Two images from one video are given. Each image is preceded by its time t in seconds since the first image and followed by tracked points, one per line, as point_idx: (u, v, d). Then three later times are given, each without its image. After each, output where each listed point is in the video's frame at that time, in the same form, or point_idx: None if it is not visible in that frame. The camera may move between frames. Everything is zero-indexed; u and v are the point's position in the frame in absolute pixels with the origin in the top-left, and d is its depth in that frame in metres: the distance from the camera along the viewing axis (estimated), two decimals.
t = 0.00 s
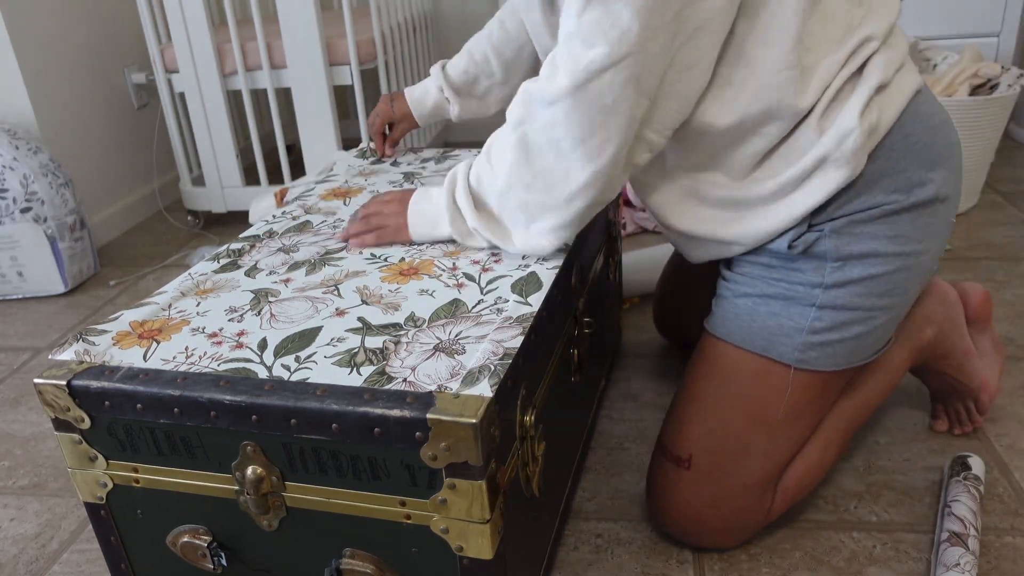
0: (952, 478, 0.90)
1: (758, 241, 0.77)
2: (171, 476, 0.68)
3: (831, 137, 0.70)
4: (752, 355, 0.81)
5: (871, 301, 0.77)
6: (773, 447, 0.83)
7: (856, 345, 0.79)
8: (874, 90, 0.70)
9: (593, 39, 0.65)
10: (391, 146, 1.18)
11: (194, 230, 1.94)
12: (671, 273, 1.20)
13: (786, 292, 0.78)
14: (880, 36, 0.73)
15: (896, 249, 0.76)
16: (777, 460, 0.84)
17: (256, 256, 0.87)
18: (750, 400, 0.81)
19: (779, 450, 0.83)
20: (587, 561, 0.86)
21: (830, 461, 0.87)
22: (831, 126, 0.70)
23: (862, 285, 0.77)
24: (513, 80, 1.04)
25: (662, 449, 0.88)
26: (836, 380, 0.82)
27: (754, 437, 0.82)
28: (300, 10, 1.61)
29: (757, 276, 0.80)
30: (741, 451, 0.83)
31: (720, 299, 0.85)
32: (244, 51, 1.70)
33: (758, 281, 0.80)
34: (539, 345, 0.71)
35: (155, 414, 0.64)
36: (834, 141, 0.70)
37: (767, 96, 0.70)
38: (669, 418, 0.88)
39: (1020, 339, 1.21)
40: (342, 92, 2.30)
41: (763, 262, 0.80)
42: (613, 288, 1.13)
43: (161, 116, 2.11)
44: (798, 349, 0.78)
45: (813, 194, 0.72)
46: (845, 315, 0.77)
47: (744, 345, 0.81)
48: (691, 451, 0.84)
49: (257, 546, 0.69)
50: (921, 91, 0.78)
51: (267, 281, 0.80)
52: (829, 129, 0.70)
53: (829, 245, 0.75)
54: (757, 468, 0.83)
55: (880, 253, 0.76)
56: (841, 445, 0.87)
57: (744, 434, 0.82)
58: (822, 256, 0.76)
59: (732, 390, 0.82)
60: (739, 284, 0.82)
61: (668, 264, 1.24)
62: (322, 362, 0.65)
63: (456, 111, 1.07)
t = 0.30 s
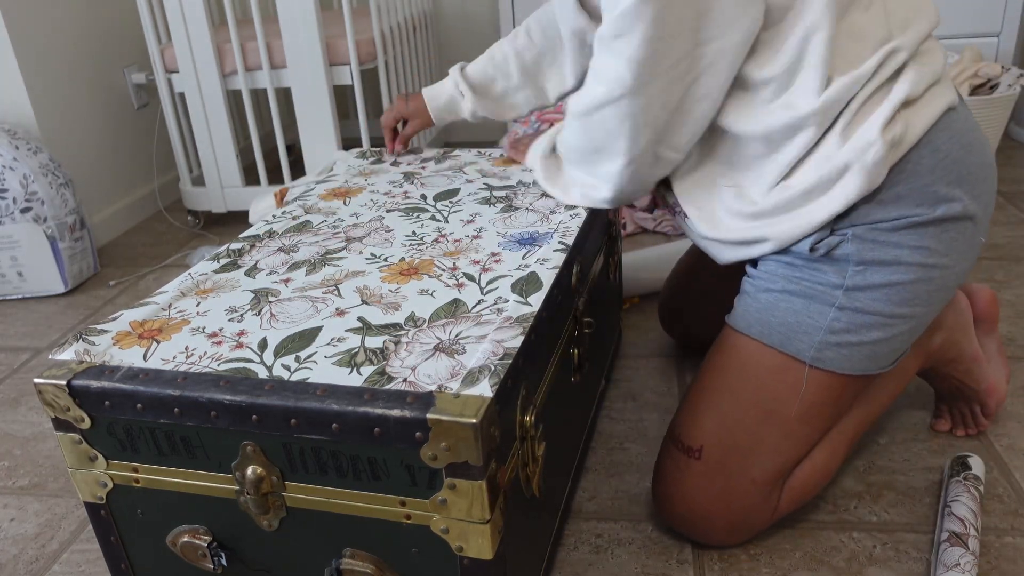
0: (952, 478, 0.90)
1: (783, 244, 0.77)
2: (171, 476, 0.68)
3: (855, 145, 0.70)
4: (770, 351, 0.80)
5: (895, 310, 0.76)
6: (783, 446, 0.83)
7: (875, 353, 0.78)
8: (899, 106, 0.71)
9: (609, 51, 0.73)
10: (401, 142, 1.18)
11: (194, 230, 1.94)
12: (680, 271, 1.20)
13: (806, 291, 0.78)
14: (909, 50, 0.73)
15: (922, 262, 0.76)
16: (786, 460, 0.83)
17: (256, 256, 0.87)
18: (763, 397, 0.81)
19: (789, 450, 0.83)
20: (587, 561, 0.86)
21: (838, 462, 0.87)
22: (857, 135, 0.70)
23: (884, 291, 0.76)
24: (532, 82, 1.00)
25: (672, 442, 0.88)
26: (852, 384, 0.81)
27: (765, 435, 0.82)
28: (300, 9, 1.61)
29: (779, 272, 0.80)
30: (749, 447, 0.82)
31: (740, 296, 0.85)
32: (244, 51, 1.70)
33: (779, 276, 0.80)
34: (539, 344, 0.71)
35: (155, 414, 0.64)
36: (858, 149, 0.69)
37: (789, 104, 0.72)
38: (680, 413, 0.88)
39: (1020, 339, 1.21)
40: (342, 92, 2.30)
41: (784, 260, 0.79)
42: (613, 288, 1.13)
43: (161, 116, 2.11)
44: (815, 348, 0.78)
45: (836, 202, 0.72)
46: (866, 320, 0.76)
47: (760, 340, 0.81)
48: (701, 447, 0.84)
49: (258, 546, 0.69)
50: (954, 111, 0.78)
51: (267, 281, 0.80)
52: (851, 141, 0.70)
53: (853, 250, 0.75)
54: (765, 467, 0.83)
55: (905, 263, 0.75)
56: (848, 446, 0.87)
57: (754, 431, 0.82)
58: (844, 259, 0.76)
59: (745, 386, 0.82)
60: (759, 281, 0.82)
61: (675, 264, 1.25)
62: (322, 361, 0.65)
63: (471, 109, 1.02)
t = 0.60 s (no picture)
0: (952, 478, 0.90)
1: (806, 248, 0.78)
2: (171, 476, 0.68)
3: (886, 155, 0.71)
4: (784, 349, 0.80)
5: (915, 322, 0.77)
6: (790, 448, 0.82)
7: (891, 363, 0.78)
8: (932, 120, 0.72)
9: (634, 44, 0.74)
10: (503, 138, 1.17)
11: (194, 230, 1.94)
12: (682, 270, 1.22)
13: (826, 295, 0.78)
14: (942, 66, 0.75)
15: (945, 276, 0.76)
16: (792, 463, 0.83)
17: (256, 256, 0.87)
18: (775, 396, 0.81)
19: (796, 453, 0.83)
20: (588, 561, 0.86)
21: (843, 467, 0.87)
22: (887, 146, 0.72)
23: (904, 301, 0.76)
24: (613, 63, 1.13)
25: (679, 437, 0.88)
26: (865, 393, 0.81)
27: (772, 433, 0.82)
28: (300, 9, 1.61)
29: (798, 275, 0.80)
30: (755, 445, 0.82)
31: (756, 298, 0.85)
32: (244, 51, 1.70)
33: (799, 279, 0.80)
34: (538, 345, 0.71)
35: (155, 414, 0.64)
36: (888, 159, 0.71)
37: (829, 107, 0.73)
38: (688, 409, 0.88)
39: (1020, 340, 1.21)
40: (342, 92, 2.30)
41: (805, 265, 0.80)
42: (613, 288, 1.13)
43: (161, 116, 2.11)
44: (830, 352, 0.78)
45: (861, 211, 0.74)
46: (884, 329, 0.77)
47: (775, 339, 0.81)
48: (707, 442, 0.84)
49: (257, 546, 0.69)
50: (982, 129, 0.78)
51: (267, 281, 0.80)
52: (883, 152, 0.72)
53: (876, 258, 0.75)
54: (769, 466, 0.83)
55: (928, 277, 0.76)
56: (855, 452, 0.87)
57: (763, 430, 0.82)
58: (866, 267, 0.76)
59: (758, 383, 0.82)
60: (778, 283, 0.82)
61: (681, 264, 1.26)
62: (322, 362, 0.65)
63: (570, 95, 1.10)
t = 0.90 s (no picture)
0: (953, 478, 0.90)
1: (806, 252, 0.78)
2: (171, 476, 0.68)
3: (881, 161, 0.71)
4: (787, 347, 0.80)
5: (918, 321, 0.76)
6: (794, 446, 0.82)
7: (893, 362, 0.78)
8: (926, 124, 0.72)
9: (622, 63, 0.76)
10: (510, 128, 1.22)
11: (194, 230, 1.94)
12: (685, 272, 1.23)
13: (829, 293, 0.78)
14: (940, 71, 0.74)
15: (948, 276, 0.76)
16: (795, 461, 0.83)
17: (256, 256, 0.87)
18: (779, 393, 0.81)
19: (799, 450, 0.83)
20: (588, 561, 0.86)
21: (845, 466, 0.87)
22: (883, 150, 0.72)
23: (907, 300, 0.76)
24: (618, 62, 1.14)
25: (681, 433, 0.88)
26: (868, 391, 0.81)
27: (774, 430, 0.82)
28: (300, 9, 1.61)
29: (801, 274, 0.80)
30: (757, 442, 0.82)
31: (761, 295, 0.85)
32: (244, 51, 1.70)
33: (801, 278, 0.80)
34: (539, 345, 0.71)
35: (155, 414, 0.64)
36: (881, 164, 0.71)
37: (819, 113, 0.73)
38: (691, 406, 0.88)
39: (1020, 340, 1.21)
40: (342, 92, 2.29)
41: (809, 264, 0.80)
42: (613, 287, 1.13)
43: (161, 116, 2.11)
44: (833, 350, 0.78)
45: (858, 215, 0.74)
46: (887, 328, 0.76)
47: (779, 335, 0.81)
48: (710, 439, 0.84)
49: (257, 546, 0.69)
50: (981, 130, 0.78)
51: (267, 281, 0.80)
52: (879, 156, 0.71)
53: (877, 258, 0.76)
54: (771, 464, 0.83)
55: (930, 276, 0.76)
56: (857, 451, 0.87)
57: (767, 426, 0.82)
58: (867, 266, 0.76)
59: (763, 378, 0.82)
60: (781, 280, 0.82)
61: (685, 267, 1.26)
62: (322, 362, 0.65)
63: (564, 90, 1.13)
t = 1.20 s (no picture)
0: (952, 478, 0.90)
1: (801, 255, 0.78)
2: (171, 476, 0.68)
3: (872, 159, 0.71)
4: (785, 352, 0.80)
5: (915, 319, 0.77)
6: (792, 449, 0.82)
7: (893, 362, 0.79)
8: (917, 120, 0.72)
9: (575, 69, 0.77)
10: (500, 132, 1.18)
11: (194, 230, 1.94)
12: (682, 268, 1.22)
13: (825, 296, 0.78)
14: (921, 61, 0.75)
15: (944, 272, 0.76)
16: (795, 463, 0.83)
17: (256, 256, 0.87)
18: (775, 398, 0.81)
19: (798, 453, 0.83)
20: (587, 561, 0.86)
21: (846, 467, 0.87)
22: (874, 149, 0.72)
23: (904, 300, 0.76)
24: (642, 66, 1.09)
25: (679, 439, 0.88)
26: (868, 391, 0.81)
27: (774, 434, 0.82)
28: (300, 9, 1.61)
29: (797, 278, 0.80)
30: (757, 447, 0.82)
31: (756, 299, 0.85)
32: (244, 51, 1.70)
33: (797, 282, 0.80)
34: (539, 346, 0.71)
35: (155, 414, 0.64)
36: (875, 163, 0.71)
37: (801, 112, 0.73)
38: (689, 412, 0.88)
39: (1020, 340, 1.21)
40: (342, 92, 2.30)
41: (805, 266, 0.80)
42: (613, 286, 1.13)
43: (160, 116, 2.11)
44: (832, 352, 0.78)
45: (854, 215, 0.74)
46: (884, 327, 0.77)
47: (776, 341, 0.81)
48: (710, 446, 0.84)
49: (258, 545, 0.69)
50: (972, 123, 0.79)
51: (266, 281, 0.80)
52: (870, 155, 0.72)
53: (873, 259, 0.75)
54: (772, 467, 0.83)
55: (926, 274, 0.76)
56: (857, 451, 0.87)
57: (763, 431, 0.82)
58: (862, 268, 0.76)
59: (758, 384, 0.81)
60: (776, 284, 0.82)
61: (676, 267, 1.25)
62: (322, 362, 0.65)
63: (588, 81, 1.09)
